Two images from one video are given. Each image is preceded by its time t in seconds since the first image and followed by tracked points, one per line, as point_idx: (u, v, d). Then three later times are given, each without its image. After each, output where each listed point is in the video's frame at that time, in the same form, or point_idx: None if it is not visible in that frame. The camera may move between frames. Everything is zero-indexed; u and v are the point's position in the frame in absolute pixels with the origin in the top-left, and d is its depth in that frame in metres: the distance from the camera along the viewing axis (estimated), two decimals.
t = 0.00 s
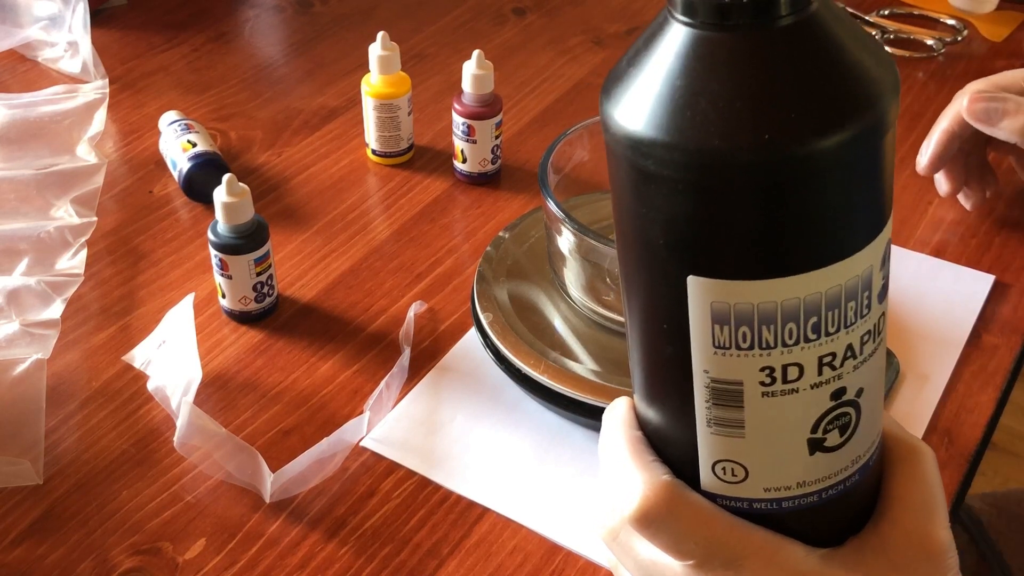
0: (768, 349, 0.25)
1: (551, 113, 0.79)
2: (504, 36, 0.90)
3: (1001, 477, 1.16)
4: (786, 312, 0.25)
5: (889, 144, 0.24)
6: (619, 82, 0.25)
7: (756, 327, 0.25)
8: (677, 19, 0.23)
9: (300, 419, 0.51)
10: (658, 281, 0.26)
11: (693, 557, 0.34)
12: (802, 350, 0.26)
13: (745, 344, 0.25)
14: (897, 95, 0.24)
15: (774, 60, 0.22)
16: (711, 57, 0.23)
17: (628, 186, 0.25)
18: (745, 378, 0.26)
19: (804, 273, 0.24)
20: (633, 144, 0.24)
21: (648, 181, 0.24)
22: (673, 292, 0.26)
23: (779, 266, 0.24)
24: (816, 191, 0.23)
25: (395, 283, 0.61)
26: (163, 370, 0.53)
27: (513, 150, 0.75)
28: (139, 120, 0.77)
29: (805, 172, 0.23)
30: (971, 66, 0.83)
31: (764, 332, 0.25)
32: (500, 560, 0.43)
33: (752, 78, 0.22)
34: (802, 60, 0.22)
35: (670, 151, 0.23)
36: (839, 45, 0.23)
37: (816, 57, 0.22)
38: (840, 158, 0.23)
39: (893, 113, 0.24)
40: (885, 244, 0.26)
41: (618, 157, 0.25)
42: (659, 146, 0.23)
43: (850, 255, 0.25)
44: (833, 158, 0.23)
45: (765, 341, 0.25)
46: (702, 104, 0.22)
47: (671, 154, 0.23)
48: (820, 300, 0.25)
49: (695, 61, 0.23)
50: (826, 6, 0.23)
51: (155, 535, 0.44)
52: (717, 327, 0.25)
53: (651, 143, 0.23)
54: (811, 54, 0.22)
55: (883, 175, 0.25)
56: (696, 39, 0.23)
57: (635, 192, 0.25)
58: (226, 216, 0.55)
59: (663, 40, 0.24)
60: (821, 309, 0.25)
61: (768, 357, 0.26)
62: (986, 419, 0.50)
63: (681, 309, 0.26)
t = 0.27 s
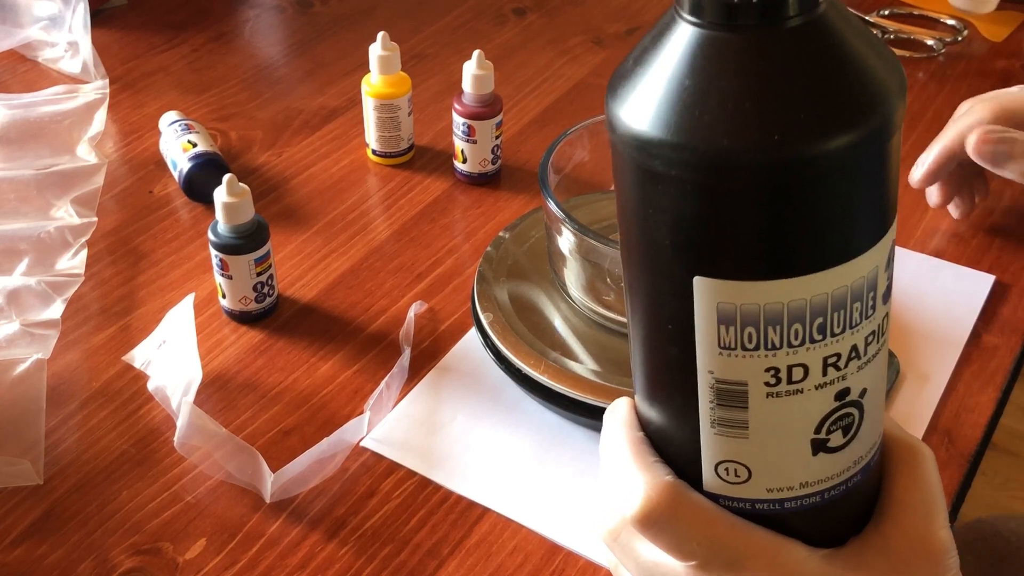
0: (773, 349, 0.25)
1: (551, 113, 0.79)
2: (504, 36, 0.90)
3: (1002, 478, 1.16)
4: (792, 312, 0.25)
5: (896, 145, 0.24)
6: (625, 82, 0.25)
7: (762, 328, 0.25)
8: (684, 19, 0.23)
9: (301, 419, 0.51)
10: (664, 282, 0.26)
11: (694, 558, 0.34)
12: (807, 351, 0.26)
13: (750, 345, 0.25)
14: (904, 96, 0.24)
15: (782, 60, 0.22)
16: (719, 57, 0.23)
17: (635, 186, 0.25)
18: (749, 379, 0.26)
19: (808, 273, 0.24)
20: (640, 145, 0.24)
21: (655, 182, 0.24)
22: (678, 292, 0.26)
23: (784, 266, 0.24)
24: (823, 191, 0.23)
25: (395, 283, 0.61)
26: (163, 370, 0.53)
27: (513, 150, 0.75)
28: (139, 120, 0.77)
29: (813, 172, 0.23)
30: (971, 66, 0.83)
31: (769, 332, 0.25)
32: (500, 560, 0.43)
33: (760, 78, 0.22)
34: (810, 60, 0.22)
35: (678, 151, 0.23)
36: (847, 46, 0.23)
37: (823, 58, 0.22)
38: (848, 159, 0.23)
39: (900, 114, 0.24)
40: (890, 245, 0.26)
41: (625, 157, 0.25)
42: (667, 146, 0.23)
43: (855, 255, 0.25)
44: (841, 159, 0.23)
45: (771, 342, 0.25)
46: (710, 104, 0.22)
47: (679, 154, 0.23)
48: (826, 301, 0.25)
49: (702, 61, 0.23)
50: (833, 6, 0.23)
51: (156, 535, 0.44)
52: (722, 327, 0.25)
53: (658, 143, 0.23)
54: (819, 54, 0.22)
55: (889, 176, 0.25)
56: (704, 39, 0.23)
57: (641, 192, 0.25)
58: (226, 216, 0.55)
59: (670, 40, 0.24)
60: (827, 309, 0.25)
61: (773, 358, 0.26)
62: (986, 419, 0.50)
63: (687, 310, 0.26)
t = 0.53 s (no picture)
0: (769, 345, 0.25)
1: (551, 113, 0.79)
2: (504, 36, 0.90)
3: (1001, 478, 1.16)
4: (787, 308, 0.25)
5: (890, 142, 0.24)
6: (621, 79, 0.25)
7: (757, 324, 0.25)
8: (679, 16, 0.23)
9: (301, 419, 0.51)
10: (660, 279, 0.26)
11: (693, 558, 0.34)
12: (802, 347, 0.26)
13: (745, 340, 0.25)
14: (898, 93, 0.24)
15: (776, 57, 0.22)
16: (714, 53, 0.23)
17: (630, 183, 0.25)
18: (745, 375, 0.26)
19: (804, 270, 0.24)
20: (636, 141, 0.24)
21: (650, 178, 0.24)
22: (674, 289, 0.26)
23: (780, 262, 0.24)
24: (818, 187, 0.23)
25: (396, 283, 0.61)
26: (163, 370, 0.53)
27: (513, 150, 0.75)
28: (139, 120, 0.77)
29: (808, 168, 0.23)
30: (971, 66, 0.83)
31: (764, 328, 0.25)
32: (500, 560, 0.43)
33: (754, 74, 0.22)
34: (804, 56, 0.22)
35: (673, 147, 0.23)
36: (840, 42, 0.23)
37: (818, 54, 0.22)
38: (843, 154, 0.23)
39: (895, 111, 0.24)
40: (886, 242, 0.26)
41: (620, 154, 0.25)
42: (662, 142, 0.23)
43: (851, 251, 0.25)
44: (835, 155, 0.23)
45: (766, 337, 0.25)
46: (705, 100, 0.22)
47: (674, 149, 0.23)
48: (820, 297, 0.25)
49: (697, 58, 0.23)
50: (827, 3, 0.23)
51: (156, 535, 0.44)
52: (718, 323, 0.25)
53: (654, 139, 0.23)
54: (813, 51, 0.22)
55: (884, 173, 0.25)
56: (699, 36, 0.23)
57: (637, 188, 0.25)
58: (226, 216, 0.55)
59: (665, 37, 0.24)
60: (821, 305, 0.25)
61: (768, 354, 0.26)
62: (987, 419, 0.50)
63: (683, 307, 0.26)
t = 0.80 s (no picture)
0: (770, 348, 0.25)
1: (551, 113, 0.79)
2: (504, 36, 0.90)
3: (1001, 478, 1.16)
4: (789, 311, 0.25)
5: (893, 145, 0.24)
6: (625, 80, 0.25)
7: (759, 327, 0.25)
8: (683, 17, 0.23)
9: (301, 419, 0.51)
10: (662, 280, 0.26)
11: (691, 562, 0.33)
12: (804, 350, 0.26)
13: (747, 343, 0.25)
14: (902, 95, 0.24)
15: (779, 58, 0.22)
16: (717, 55, 0.23)
17: (633, 185, 0.25)
18: (746, 378, 0.26)
19: (807, 272, 0.24)
20: (639, 142, 0.24)
21: (653, 180, 0.24)
22: (676, 290, 0.26)
23: (781, 265, 0.24)
24: (820, 190, 0.23)
25: (396, 283, 0.61)
26: (163, 370, 0.53)
27: (513, 150, 0.75)
28: (139, 120, 0.77)
29: (810, 171, 0.23)
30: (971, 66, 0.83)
31: (766, 331, 0.25)
32: (500, 560, 0.43)
33: (757, 75, 0.22)
34: (808, 58, 0.22)
35: (675, 149, 0.23)
36: (844, 44, 0.23)
37: (822, 57, 0.22)
38: (845, 157, 0.23)
39: (898, 114, 0.24)
40: (888, 245, 0.26)
41: (623, 156, 0.25)
42: (665, 144, 0.23)
43: (852, 254, 0.25)
44: (838, 157, 0.23)
45: (767, 340, 0.25)
46: (709, 102, 0.22)
47: (677, 151, 0.23)
48: (822, 300, 0.25)
49: (700, 60, 0.23)
50: (832, 5, 0.23)
51: (156, 535, 0.44)
52: (719, 326, 0.25)
53: (657, 141, 0.23)
54: (816, 53, 0.22)
55: (886, 177, 0.25)
56: (703, 37, 0.23)
57: (639, 190, 0.25)
58: (226, 216, 0.55)
59: (669, 38, 0.24)
60: (823, 308, 0.25)
61: (770, 357, 0.26)
62: (987, 419, 0.50)
63: (684, 308, 0.26)
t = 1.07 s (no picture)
0: (769, 353, 0.25)
1: (551, 113, 0.79)
2: (504, 36, 0.90)
3: (1002, 478, 1.16)
4: (787, 316, 0.25)
5: (891, 149, 0.24)
6: (621, 86, 0.25)
7: (756, 332, 0.25)
8: (680, 22, 0.23)
9: (301, 419, 0.51)
10: (660, 285, 0.26)
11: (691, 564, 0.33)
12: (802, 355, 0.26)
13: (745, 348, 0.25)
14: (899, 100, 0.24)
15: (776, 63, 0.22)
16: (714, 60, 0.23)
17: (630, 190, 0.25)
18: (745, 383, 0.26)
19: (805, 277, 0.24)
20: (635, 148, 0.24)
21: (650, 185, 0.24)
22: (674, 295, 0.26)
23: (779, 271, 0.24)
24: (818, 195, 0.23)
25: (396, 283, 0.61)
26: (163, 370, 0.53)
27: (513, 150, 0.75)
28: (139, 120, 0.77)
29: (808, 176, 0.23)
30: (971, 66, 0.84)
31: (764, 336, 0.25)
32: (500, 561, 0.43)
33: (754, 81, 0.22)
34: (805, 63, 0.22)
35: (672, 155, 0.23)
36: (841, 49, 0.23)
37: (818, 62, 0.22)
38: (843, 162, 0.23)
39: (895, 118, 0.24)
40: (886, 249, 0.26)
41: (620, 161, 0.25)
42: (662, 150, 0.23)
43: (851, 259, 0.25)
44: (836, 162, 0.23)
45: (766, 345, 0.25)
46: (705, 107, 0.22)
47: (673, 157, 0.23)
48: (820, 305, 0.25)
49: (697, 65, 0.23)
50: (828, 10, 0.23)
51: (156, 535, 0.44)
52: (718, 331, 0.25)
53: (653, 146, 0.23)
54: (813, 58, 0.22)
55: (884, 181, 0.25)
56: (699, 42, 0.23)
57: (636, 195, 0.25)
58: (226, 216, 0.55)
59: (666, 43, 0.24)
60: (821, 313, 0.25)
61: (768, 362, 0.26)
62: (987, 419, 0.50)
63: (682, 313, 0.26)
